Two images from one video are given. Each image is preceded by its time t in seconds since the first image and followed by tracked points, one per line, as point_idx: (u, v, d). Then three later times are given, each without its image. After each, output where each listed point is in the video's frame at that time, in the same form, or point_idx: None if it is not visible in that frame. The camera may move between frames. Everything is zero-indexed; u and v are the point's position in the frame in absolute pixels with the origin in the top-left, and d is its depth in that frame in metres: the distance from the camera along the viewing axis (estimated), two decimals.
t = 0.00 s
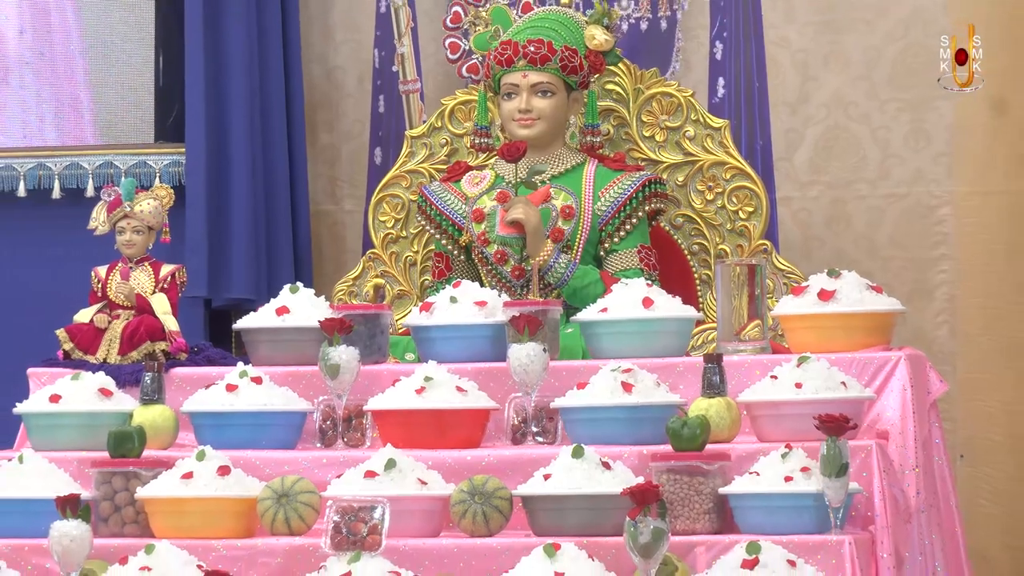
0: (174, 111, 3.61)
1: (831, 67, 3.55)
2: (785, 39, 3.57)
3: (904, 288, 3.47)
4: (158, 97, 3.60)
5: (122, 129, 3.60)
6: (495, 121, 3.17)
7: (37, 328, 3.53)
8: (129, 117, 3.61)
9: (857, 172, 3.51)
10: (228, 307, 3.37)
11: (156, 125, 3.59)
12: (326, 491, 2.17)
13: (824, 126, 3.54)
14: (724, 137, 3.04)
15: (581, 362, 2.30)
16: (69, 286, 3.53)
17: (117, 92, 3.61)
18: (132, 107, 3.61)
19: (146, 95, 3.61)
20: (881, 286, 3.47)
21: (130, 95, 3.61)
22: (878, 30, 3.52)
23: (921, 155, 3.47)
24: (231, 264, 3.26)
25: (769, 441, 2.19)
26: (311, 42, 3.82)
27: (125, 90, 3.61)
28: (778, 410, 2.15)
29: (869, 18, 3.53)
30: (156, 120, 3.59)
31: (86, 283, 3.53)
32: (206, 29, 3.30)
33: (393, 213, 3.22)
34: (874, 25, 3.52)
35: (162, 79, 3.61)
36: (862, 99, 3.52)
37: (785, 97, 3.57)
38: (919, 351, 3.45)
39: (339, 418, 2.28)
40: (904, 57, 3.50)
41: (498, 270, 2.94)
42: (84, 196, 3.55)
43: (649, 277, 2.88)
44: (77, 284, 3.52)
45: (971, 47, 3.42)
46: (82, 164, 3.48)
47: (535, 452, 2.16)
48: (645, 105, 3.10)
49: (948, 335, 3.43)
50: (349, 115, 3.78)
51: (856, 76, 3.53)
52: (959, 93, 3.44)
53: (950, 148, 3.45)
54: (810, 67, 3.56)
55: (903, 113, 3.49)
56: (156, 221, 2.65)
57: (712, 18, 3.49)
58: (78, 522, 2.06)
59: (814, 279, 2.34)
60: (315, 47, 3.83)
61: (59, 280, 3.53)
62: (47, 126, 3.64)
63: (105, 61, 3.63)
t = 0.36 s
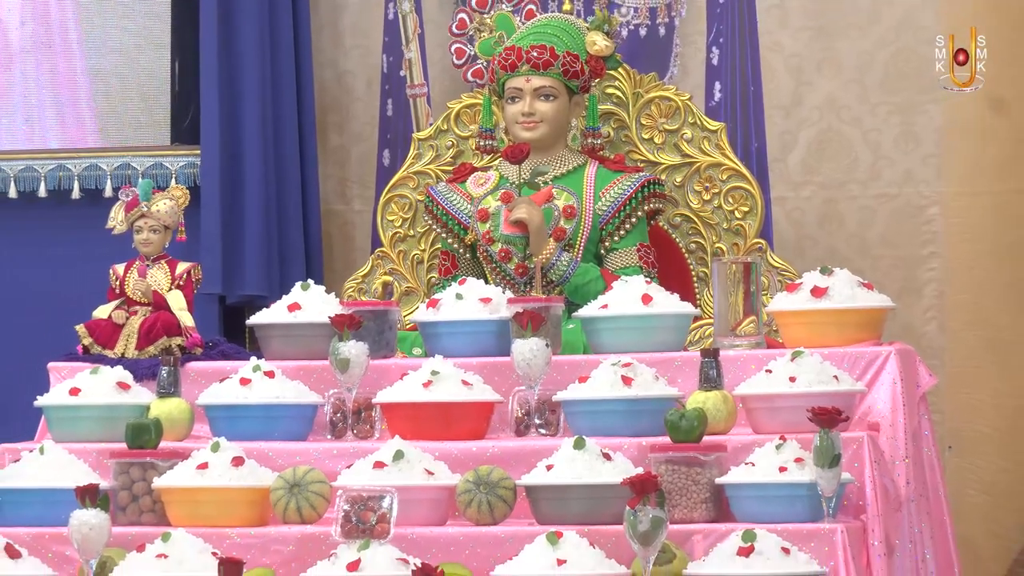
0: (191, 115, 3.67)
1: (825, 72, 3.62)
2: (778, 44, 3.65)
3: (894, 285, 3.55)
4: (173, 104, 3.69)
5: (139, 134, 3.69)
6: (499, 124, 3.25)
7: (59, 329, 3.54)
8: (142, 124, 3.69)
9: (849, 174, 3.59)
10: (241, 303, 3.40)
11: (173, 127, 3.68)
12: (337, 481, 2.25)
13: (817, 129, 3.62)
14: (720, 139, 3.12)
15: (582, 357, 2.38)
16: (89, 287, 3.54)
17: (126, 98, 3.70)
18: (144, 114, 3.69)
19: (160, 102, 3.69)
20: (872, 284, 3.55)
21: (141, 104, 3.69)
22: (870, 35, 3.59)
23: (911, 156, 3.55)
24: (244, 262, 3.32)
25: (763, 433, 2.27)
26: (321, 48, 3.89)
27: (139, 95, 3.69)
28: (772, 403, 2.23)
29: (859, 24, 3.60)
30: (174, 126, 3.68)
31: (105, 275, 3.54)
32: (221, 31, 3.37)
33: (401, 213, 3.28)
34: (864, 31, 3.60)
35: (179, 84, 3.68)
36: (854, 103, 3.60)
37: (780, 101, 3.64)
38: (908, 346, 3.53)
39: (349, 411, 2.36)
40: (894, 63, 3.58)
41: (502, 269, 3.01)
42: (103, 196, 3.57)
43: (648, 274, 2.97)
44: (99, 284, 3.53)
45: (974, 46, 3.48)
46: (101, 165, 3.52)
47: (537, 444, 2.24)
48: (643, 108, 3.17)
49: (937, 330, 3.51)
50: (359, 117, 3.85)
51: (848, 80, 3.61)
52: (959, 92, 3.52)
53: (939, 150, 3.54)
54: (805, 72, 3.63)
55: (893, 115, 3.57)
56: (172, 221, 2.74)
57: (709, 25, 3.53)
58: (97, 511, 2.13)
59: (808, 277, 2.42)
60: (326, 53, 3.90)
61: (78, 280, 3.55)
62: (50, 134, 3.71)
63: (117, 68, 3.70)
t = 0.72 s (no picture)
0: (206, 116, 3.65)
1: (816, 75, 3.64)
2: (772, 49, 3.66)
3: (884, 282, 3.56)
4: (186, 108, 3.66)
5: (152, 138, 3.67)
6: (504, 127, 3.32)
7: (79, 329, 3.56)
8: (150, 129, 3.67)
9: (841, 174, 3.61)
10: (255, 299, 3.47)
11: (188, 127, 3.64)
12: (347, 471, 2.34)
13: (810, 131, 3.63)
14: (717, 141, 3.20)
15: (584, 350, 2.47)
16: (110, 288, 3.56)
17: (132, 101, 3.69)
18: (152, 119, 3.67)
19: (172, 105, 3.67)
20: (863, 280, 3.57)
21: (148, 109, 3.68)
22: (861, 40, 3.62)
23: (901, 158, 3.57)
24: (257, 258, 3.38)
25: (758, 424, 2.35)
26: (330, 51, 3.89)
27: (150, 99, 3.68)
28: (767, 395, 2.31)
29: (851, 29, 3.63)
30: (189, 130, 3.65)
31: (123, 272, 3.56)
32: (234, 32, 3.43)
33: (408, 212, 3.36)
34: (856, 36, 3.62)
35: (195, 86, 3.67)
36: (847, 105, 3.62)
37: (773, 103, 3.65)
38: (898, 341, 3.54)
39: (359, 403, 2.45)
40: (884, 69, 3.60)
41: (507, 266, 3.09)
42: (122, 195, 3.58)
43: (647, 271, 3.05)
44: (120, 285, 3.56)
45: (976, 47, 3.48)
46: (120, 166, 3.54)
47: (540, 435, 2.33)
48: (642, 111, 3.26)
49: (925, 326, 3.52)
50: (367, 120, 3.84)
51: (840, 83, 3.63)
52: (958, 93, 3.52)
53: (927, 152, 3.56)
54: (798, 76, 3.65)
55: (884, 117, 3.59)
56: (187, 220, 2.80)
57: (706, 31, 3.57)
58: (115, 500, 2.22)
59: (801, 273, 2.50)
60: (335, 55, 3.90)
61: (99, 280, 3.57)
62: (56, 130, 3.70)
63: (123, 71, 3.70)
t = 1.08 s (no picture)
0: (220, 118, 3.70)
1: (811, 78, 3.70)
2: (768, 53, 3.72)
3: (875, 279, 3.63)
4: (195, 108, 3.72)
5: (158, 136, 3.71)
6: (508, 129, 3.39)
7: (98, 326, 3.64)
8: (155, 128, 3.72)
9: (834, 174, 3.67)
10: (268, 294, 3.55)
11: (205, 129, 3.70)
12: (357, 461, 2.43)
13: (804, 133, 3.70)
14: (714, 142, 3.28)
15: (586, 345, 2.56)
16: (130, 285, 3.64)
17: (139, 103, 3.73)
18: (161, 120, 3.72)
19: (178, 103, 3.72)
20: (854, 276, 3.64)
21: (153, 110, 3.72)
22: (854, 44, 3.68)
23: (892, 158, 3.64)
24: (270, 256, 3.46)
25: (754, 415, 2.43)
26: (342, 55, 3.97)
27: (158, 100, 3.72)
28: (763, 387, 2.40)
29: (845, 34, 3.68)
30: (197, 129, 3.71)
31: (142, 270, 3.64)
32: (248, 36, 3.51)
33: (416, 211, 3.44)
34: (850, 40, 3.68)
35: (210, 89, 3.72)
36: (839, 108, 3.69)
37: (767, 106, 3.72)
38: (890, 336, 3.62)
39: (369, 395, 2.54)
40: (875, 73, 3.66)
41: (511, 263, 3.17)
42: (140, 196, 3.67)
43: (646, 268, 3.14)
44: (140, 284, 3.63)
45: (976, 46, 3.55)
46: (138, 166, 3.62)
47: (544, 426, 2.42)
48: (642, 113, 3.34)
49: (916, 320, 3.60)
50: (377, 121, 3.93)
51: (833, 86, 3.69)
52: (959, 93, 3.58)
53: (916, 152, 3.62)
54: (792, 79, 3.71)
55: (875, 120, 3.66)
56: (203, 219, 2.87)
57: (704, 36, 3.64)
58: (133, 489, 2.31)
59: (796, 270, 2.58)
60: (346, 59, 3.97)
61: (120, 278, 3.65)
62: (64, 135, 3.75)
63: (132, 74, 3.74)
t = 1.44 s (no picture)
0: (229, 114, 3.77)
1: (802, 81, 3.79)
2: (760, 57, 3.81)
3: (864, 275, 3.71)
4: (195, 97, 3.78)
5: (156, 122, 3.79)
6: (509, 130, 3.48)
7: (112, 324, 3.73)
8: (152, 115, 3.80)
9: (823, 173, 3.76)
10: (277, 289, 3.63)
11: (215, 131, 3.76)
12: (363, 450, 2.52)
13: (794, 134, 3.79)
14: (708, 143, 3.36)
15: (584, 339, 2.65)
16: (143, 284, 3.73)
17: (151, 104, 3.80)
18: (160, 111, 3.80)
19: (175, 92, 3.79)
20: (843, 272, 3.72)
21: (150, 99, 3.81)
22: (843, 49, 3.77)
23: (880, 158, 3.72)
24: (279, 252, 3.55)
25: (747, 406, 2.52)
26: (348, 59, 4.05)
27: (157, 90, 3.80)
28: (755, 379, 2.48)
29: (833, 39, 3.77)
30: (196, 115, 3.78)
31: (156, 268, 3.73)
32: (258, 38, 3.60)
33: (421, 210, 3.53)
34: (839, 44, 3.77)
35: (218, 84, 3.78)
36: (829, 109, 3.77)
37: (760, 108, 3.80)
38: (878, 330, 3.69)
39: (375, 387, 2.63)
40: (863, 77, 3.74)
41: (512, 259, 3.25)
42: (153, 195, 3.76)
43: (643, 264, 3.22)
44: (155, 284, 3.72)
45: (971, 47, 3.61)
46: (151, 166, 3.70)
47: (544, 417, 2.51)
48: (639, 115, 3.43)
49: (903, 314, 3.67)
50: (383, 124, 4.01)
51: (823, 89, 3.78)
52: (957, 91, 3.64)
53: (904, 152, 3.70)
54: (784, 81, 3.80)
55: (864, 121, 3.74)
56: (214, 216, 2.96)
57: (698, 40, 3.72)
58: (147, 478, 2.39)
59: (787, 266, 2.67)
60: (352, 63, 4.06)
61: (134, 276, 3.74)
62: (71, 139, 3.83)
63: (138, 76, 3.81)
